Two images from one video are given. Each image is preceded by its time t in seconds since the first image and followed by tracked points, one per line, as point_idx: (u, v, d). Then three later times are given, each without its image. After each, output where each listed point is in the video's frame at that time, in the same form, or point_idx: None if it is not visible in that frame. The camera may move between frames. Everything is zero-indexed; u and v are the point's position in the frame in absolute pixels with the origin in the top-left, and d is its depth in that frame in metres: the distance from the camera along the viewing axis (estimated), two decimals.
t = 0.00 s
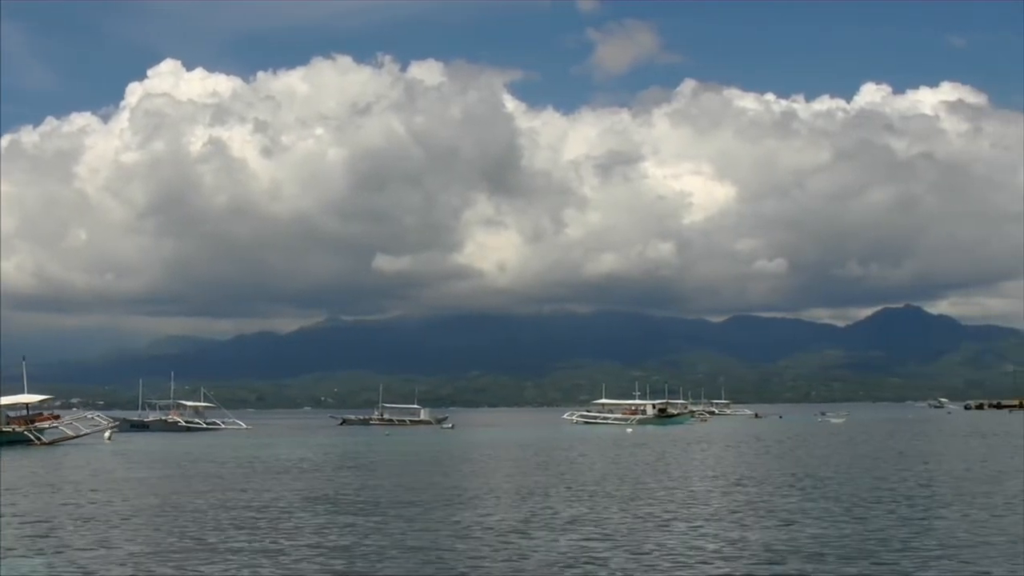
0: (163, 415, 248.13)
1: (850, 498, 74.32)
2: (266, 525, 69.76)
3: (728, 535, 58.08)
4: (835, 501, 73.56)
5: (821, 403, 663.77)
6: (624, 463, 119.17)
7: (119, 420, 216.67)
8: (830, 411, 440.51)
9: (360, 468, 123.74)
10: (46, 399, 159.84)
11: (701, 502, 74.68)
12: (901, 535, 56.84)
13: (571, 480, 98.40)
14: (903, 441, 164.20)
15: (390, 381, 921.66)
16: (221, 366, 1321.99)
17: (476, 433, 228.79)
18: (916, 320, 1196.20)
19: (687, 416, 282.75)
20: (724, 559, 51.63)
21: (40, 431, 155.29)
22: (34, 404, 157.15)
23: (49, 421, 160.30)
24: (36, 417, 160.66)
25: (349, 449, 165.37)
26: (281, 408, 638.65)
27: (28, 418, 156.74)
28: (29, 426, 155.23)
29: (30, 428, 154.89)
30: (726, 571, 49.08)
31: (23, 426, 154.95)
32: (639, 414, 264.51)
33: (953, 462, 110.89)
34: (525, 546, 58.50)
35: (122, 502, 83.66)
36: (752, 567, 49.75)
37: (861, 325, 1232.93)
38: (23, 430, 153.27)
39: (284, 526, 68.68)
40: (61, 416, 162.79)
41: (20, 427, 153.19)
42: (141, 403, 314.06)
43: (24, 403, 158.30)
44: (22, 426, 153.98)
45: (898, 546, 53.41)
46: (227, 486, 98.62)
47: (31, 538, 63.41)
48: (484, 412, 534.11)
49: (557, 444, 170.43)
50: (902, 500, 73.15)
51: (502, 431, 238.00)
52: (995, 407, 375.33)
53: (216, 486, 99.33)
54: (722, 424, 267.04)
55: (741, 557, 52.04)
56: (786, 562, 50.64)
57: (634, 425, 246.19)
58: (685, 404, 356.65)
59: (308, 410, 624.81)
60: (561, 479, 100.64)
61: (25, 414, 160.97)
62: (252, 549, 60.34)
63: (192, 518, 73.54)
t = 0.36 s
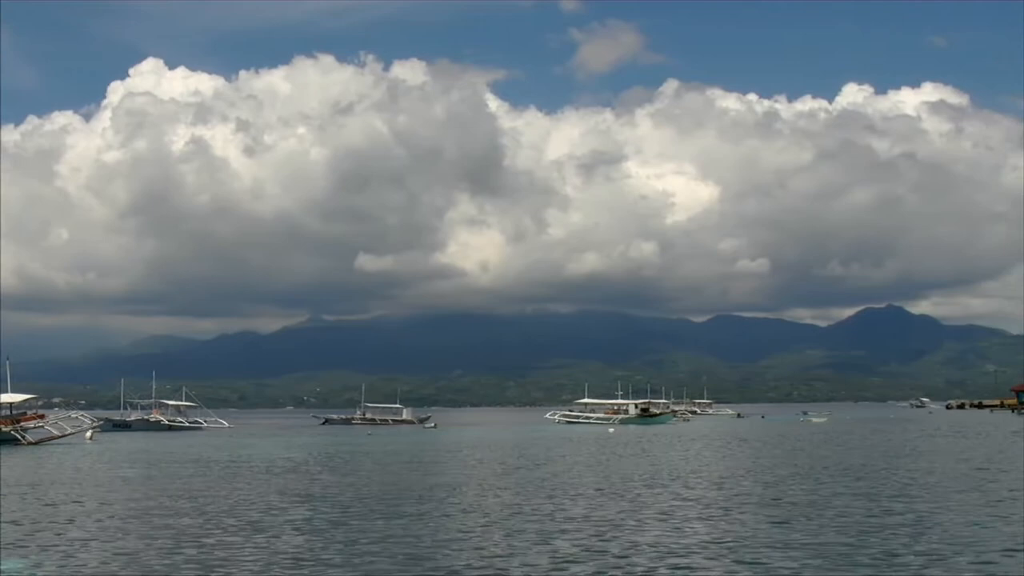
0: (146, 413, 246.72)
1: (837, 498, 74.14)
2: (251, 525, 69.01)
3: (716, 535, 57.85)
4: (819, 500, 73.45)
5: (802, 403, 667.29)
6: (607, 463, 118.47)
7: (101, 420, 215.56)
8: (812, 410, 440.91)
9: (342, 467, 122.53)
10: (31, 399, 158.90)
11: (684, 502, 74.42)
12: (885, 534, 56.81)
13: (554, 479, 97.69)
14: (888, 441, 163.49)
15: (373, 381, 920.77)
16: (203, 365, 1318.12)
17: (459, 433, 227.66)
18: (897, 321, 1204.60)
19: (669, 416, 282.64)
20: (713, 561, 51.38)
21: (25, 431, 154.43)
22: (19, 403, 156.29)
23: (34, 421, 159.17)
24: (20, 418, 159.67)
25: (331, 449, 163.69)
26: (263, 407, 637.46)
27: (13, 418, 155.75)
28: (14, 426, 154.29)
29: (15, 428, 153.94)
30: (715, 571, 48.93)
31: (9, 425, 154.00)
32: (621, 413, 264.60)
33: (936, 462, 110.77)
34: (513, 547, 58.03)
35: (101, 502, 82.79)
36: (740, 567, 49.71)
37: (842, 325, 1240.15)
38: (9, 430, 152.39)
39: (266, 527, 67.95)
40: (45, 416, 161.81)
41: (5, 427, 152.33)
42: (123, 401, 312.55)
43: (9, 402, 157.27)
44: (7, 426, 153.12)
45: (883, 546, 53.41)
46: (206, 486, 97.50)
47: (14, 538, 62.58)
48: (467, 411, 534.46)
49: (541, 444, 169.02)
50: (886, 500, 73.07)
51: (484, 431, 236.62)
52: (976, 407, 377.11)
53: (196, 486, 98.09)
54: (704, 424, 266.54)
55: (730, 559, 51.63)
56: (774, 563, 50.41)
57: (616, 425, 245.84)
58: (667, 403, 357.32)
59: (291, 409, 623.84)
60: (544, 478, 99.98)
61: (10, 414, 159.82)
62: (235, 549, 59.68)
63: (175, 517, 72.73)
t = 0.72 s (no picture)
0: (127, 412, 244.85)
1: (823, 499, 74.00)
2: (238, 525, 68.29)
3: (701, 536, 57.53)
4: (804, 501, 73.26)
5: (784, 402, 669.72)
6: (592, 463, 117.48)
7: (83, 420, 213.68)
8: (793, 410, 441.96)
9: (325, 467, 121.29)
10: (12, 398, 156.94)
11: (677, 502, 73.82)
12: (878, 534, 56.64)
13: (538, 480, 97.06)
14: (873, 441, 162.79)
15: (355, 381, 918.29)
16: (184, 364, 1311.90)
17: (441, 433, 226.15)
18: (878, 320, 1211.94)
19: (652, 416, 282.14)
20: (697, 562, 51.06)
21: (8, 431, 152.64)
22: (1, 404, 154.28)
23: (15, 420, 156.88)
24: (2, 417, 157.61)
25: (313, 449, 161.74)
26: (245, 408, 634.30)
27: None
28: None
29: None
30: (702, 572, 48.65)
31: None
32: (603, 413, 264.31)
33: (920, 462, 110.78)
34: (499, 547, 57.65)
35: (81, 503, 81.75)
36: (728, 567, 49.56)
37: (824, 325, 1246.37)
38: None
39: (250, 527, 67.26)
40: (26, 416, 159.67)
41: None
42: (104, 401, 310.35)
43: None
44: None
45: (876, 547, 53.31)
46: (189, 486, 96.39)
47: None
48: (451, 411, 533.25)
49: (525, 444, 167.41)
50: (873, 501, 72.96)
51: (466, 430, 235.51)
52: (957, 408, 378.87)
53: (178, 486, 96.87)
54: (686, 424, 265.97)
55: (716, 559, 51.46)
56: (759, 563, 50.23)
57: (598, 425, 245.37)
58: (651, 402, 357.11)
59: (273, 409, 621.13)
60: (527, 478, 99.18)
61: None
62: (221, 549, 58.94)
63: (159, 518, 71.75)
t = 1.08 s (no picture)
0: (108, 411, 243.29)
1: (807, 499, 73.96)
2: (224, 524, 67.75)
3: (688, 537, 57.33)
4: (787, 501, 73.34)
5: (764, 403, 672.07)
6: (574, 463, 116.94)
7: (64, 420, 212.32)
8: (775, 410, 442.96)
9: (306, 468, 120.07)
10: None
11: (660, 502, 73.76)
12: (862, 535, 56.83)
13: (519, 479, 96.49)
14: (854, 441, 162.44)
15: (336, 381, 914.94)
16: (164, 362, 1304.22)
17: (423, 433, 224.51)
18: (859, 321, 1218.60)
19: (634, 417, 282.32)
20: (686, 560, 51.10)
21: None
22: None
23: None
24: None
25: (294, 449, 160.21)
26: (225, 408, 630.69)
27: None
28: None
29: None
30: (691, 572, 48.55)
31: None
32: (585, 413, 264.31)
33: (899, 462, 111.24)
34: (488, 546, 57.37)
35: (63, 504, 80.91)
36: (717, 567, 49.61)
37: (805, 325, 1252.40)
38: None
39: (235, 527, 66.67)
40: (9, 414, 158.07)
41: None
42: (84, 401, 308.29)
43: None
44: None
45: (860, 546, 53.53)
46: (171, 486, 95.46)
47: None
48: (433, 411, 532.52)
49: (508, 444, 166.18)
50: (856, 501, 72.94)
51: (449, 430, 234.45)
52: (938, 408, 380.28)
53: (160, 486, 95.92)
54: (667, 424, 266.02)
55: (704, 558, 51.36)
56: (748, 563, 50.17)
57: (579, 424, 245.30)
58: (632, 403, 357.45)
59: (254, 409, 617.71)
60: (511, 479, 98.67)
61: None
62: (209, 550, 58.32)
63: (143, 518, 71.10)
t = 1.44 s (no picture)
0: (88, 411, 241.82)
1: (798, 499, 73.89)
2: (206, 524, 67.37)
3: (674, 536, 57.16)
4: (771, 500, 73.34)
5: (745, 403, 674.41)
6: (555, 463, 116.54)
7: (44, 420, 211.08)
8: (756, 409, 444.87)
9: (287, 468, 118.91)
10: None
11: (643, 501, 73.59)
12: (854, 534, 56.91)
13: (503, 479, 95.78)
14: (835, 442, 162.39)
15: (317, 381, 910.93)
16: (143, 361, 1294.91)
17: (404, 433, 222.21)
18: (839, 320, 1225.19)
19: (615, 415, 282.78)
20: (670, 561, 50.99)
21: None
22: None
23: None
24: None
25: (274, 449, 158.61)
26: (206, 407, 626.73)
27: None
28: None
29: None
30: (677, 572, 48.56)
31: None
32: (565, 412, 264.62)
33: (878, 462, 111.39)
34: (471, 546, 57.16)
35: (46, 503, 80.04)
36: (703, 566, 49.65)
37: (785, 325, 1257.82)
38: None
39: (223, 527, 65.99)
40: None
41: None
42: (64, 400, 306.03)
43: None
44: None
45: (843, 546, 53.54)
46: (150, 486, 94.63)
47: None
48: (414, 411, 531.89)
49: (488, 444, 165.07)
50: (837, 501, 73.16)
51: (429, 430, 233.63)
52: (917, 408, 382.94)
53: (140, 486, 95.00)
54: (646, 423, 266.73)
55: (689, 558, 51.29)
56: (731, 563, 50.14)
57: (560, 424, 245.48)
58: (612, 402, 358.05)
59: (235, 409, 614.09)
60: (493, 479, 98.08)
61: None
62: (195, 550, 57.83)
63: (125, 518, 70.41)
